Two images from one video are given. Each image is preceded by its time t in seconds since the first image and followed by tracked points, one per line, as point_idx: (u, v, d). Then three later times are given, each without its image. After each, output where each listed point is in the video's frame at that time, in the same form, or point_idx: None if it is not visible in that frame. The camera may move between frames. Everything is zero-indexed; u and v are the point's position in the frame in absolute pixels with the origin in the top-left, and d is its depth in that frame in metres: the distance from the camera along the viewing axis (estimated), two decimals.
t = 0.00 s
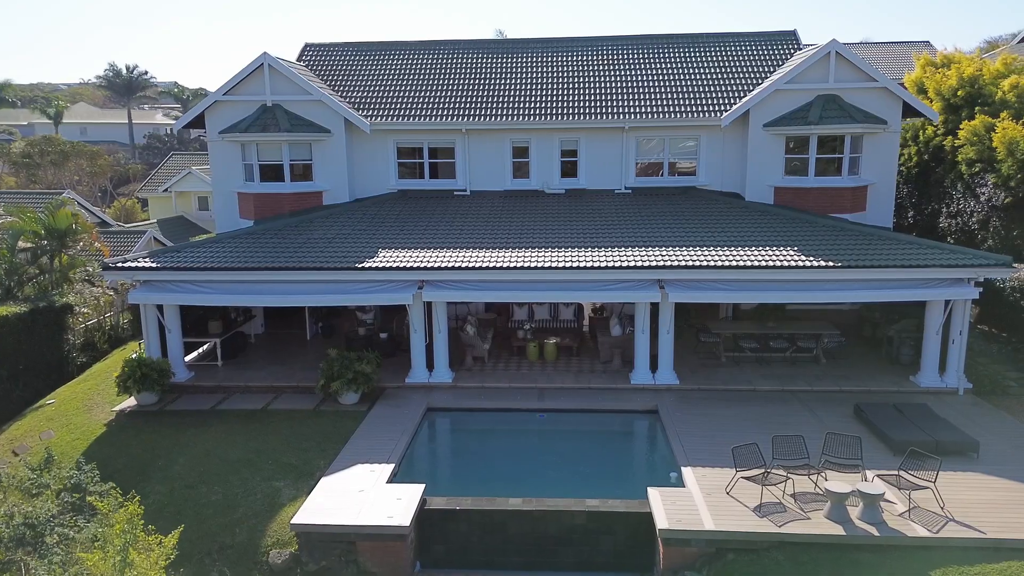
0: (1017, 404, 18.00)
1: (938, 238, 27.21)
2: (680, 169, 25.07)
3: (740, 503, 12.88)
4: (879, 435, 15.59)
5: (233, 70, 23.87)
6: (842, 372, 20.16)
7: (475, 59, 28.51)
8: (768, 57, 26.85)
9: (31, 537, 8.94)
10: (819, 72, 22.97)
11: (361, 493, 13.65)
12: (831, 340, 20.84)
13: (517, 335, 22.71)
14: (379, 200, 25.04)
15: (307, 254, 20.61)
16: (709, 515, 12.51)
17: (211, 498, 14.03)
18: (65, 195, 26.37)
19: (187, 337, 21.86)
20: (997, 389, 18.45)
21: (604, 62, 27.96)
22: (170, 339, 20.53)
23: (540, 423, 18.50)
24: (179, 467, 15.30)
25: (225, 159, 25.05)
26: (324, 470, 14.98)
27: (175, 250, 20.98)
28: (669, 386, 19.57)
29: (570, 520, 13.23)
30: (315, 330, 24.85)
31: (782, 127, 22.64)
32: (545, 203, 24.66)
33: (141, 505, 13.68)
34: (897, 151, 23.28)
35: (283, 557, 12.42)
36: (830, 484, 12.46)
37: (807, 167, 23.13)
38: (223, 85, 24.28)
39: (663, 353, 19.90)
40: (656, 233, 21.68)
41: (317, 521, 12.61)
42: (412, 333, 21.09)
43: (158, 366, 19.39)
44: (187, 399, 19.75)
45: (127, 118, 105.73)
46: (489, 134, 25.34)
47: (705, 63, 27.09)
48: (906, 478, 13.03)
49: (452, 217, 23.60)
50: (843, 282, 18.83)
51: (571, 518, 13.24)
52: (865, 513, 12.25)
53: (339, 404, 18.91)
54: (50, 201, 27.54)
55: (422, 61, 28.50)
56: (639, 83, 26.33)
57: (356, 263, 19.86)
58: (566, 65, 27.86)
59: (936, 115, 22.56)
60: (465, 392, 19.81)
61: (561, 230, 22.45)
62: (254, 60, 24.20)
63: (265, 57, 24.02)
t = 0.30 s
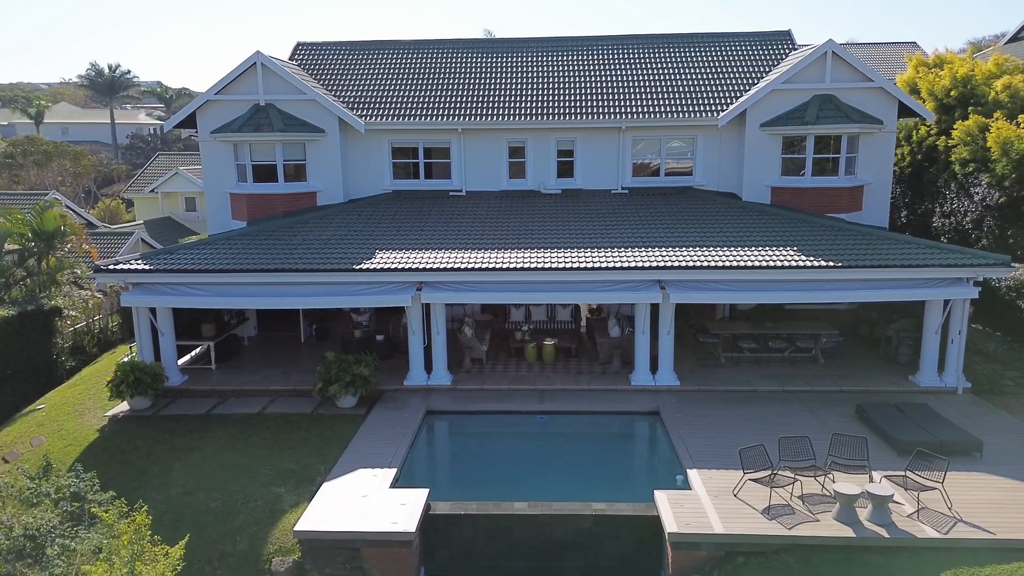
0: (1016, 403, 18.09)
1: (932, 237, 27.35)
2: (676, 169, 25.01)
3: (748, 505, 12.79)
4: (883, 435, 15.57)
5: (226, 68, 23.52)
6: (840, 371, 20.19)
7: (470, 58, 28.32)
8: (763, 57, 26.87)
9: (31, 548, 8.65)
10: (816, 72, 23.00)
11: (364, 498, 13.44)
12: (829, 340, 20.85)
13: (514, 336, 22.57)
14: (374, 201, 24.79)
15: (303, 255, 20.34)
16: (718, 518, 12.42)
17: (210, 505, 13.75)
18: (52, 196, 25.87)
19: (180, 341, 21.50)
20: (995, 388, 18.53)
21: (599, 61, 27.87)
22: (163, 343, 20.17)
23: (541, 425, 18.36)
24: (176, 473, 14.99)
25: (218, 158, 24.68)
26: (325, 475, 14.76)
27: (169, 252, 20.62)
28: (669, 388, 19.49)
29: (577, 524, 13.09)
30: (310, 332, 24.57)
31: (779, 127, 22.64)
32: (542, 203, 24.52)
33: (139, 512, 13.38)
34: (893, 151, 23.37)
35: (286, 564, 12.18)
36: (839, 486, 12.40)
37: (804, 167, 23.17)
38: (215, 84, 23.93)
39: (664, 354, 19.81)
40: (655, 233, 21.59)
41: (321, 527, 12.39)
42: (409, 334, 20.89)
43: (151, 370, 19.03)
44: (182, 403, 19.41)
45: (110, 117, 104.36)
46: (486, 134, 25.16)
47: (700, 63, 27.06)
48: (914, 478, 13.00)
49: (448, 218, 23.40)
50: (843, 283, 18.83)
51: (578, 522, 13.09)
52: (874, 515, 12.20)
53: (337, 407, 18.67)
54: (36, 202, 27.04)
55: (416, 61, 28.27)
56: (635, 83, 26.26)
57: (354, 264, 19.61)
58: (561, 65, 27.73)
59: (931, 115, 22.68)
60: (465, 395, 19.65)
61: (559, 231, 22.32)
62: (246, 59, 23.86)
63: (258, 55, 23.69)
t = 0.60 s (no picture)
0: (1015, 402, 18.16)
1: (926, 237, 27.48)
2: (673, 169, 24.97)
3: (757, 508, 12.71)
4: (886, 435, 15.56)
5: (219, 67, 23.18)
6: (840, 371, 20.21)
7: (465, 58, 28.13)
8: (759, 57, 26.88)
9: (32, 561, 8.41)
10: (813, 72, 23.03)
11: (368, 504, 13.23)
12: (829, 340, 20.85)
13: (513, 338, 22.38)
14: (370, 201, 24.55)
15: (300, 257, 20.06)
16: (727, 521, 12.32)
17: (210, 512, 13.48)
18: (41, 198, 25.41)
19: (174, 344, 21.14)
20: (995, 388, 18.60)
21: (595, 61, 27.76)
22: (158, 347, 19.82)
23: (543, 425, 18.26)
24: (174, 480, 14.72)
25: (210, 158, 24.31)
26: (327, 481, 14.53)
27: (162, 254, 20.26)
28: (670, 388, 19.42)
29: (584, 527, 12.96)
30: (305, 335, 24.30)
31: (777, 127, 22.65)
32: (539, 204, 24.39)
33: (136, 520, 13.08)
34: (889, 151, 23.44)
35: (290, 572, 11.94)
36: (849, 488, 12.34)
37: (801, 167, 23.19)
38: (208, 83, 23.59)
39: (666, 355, 19.73)
40: (655, 233, 21.50)
41: (326, 534, 12.16)
42: (407, 336, 20.68)
43: (146, 375, 18.67)
44: (176, 408, 19.07)
45: (93, 117, 103.05)
46: (482, 134, 24.98)
47: (697, 62, 27.02)
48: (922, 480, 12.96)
49: (446, 218, 23.21)
50: (844, 283, 18.82)
51: (586, 526, 12.96)
52: (884, 516, 12.15)
53: (336, 411, 18.44)
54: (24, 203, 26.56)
55: (411, 60, 28.01)
56: (632, 82, 26.17)
57: (353, 265, 19.36)
58: (557, 65, 27.60)
59: (927, 115, 22.77)
60: (465, 397, 19.47)
61: (558, 231, 22.19)
62: (240, 58, 23.54)
63: (252, 54, 23.39)
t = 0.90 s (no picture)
0: (1014, 401, 18.24)
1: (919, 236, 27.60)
2: (670, 169, 24.92)
3: (766, 510, 12.62)
4: (889, 435, 15.56)
5: (212, 65, 22.83)
6: (839, 371, 20.21)
7: (460, 57, 27.94)
8: (755, 57, 26.90)
9: (34, 573, 8.13)
10: (810, 72, 23.04)
11: (372, 510, 13.02)
12: (828, 340, 20.86)
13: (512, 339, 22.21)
14: (366, 202, 24.31)
15: (298, 259, 19.78)
16: (736, 524, 12.22)
17: (210, 520, 13.21)
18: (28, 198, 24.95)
19: (168, 348, 20.79)
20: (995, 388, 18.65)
21: (591, 61, 27.67)
22: (151, 351, 19.48)
23: (544, 427, 18.12)
24: (172, 487, 14.42)
25: (203, 158, 23.96)
26: (328, 486, 14.30)
27: (155, 256, 19.91)
28: (671, 390, 19.35)
29: (592, 531, 12.84)
30: (300, 337, 24.02)
31: (775, 127, 22.65)
32: (537, 204, 24.26)
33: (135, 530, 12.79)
34: (886, 151, 23.51)
35: None
36: (858, 489, 12.28)
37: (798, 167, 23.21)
38: (200, 82, 23.24)
39: (667, 357, 19.61)
40: (654, 233, 21.41)
41: (332, 540, 11.96)
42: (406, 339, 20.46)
43: (140, 379, 18.32)
44: (171, 412, 18.74)
45: (77, 117, 101.80)
46: (479, 134, 24.80)
47: (692, 62, 26.99)
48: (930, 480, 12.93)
49: (444, 219, 23.02)
50: (845, 284, 18.81)
51: (594, 530, 12.82)
52: (893, 517, 12.11)
53: (334, 415, 18.19)
54: (11, 205, 26.10)
55: (406, 59, 27.77)
56: (629, 82, 26.10)
57: (352, 267, 19.12)
58: (553, 64, 27.47)
59: (923, 115, 22.86)
60: (465, 400, 19.29)
61: (557, 231, 22.06)
62: (233, 56, 23.19)
63: (245, 52, 23.04)
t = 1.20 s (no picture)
0: (1013, 400, 18.32)
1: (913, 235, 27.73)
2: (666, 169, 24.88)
3: (776, 512, 12.54)
4: (893, 435, 15.55)
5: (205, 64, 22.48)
6: (839, 371, 20.21)
7: (456, 57, 27.73)
8: (751, 57, 26.91)
9: None
10: (808, 72, 23.06)
11: (377, 515, 12.82)
12: (827, 340, 20.86)
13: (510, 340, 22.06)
14: (362, 203, 24.07)
15: (295, 260, 19.51)
16: (747, 526, 12.13)
17: (211, 527, 12.94)
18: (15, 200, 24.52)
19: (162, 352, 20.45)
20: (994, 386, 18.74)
21: (587, 60, 27.56)
22: (145, 354, 19.15)
23: (546, 429, 17.98)
24: (170, 494, 14.14)
25: (196, 158, 23.61)
26: (331, 492, 14.08)
27: (149, 258, 19.57)
28: (672, 391, 19.27)
29: (600, 535, 12.72)
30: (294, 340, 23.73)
31: (772, 127, 22.64)
32: (534, 204, 24.13)
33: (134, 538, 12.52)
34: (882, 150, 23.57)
35: None
36: (868, 490, 12.24)
37: (796, 167, 23.22)
38: (193, 80, 22.89)
39: (669, 358, 19.53)
40: (654, 233, 21.33)
41: (338, 547, 11.77)
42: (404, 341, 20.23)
43: (134, 384, 17.99)
44: (166, 417, 18.42)
45: (60, 116, 100.43)
46: (476, 134, 24.63)
47: (688, 61, 26.97)
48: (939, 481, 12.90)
49: (441, 219, 22.83)
50: (847, 283, 18.81)
51: (602, 533, 12.69)
52: (902, 518, 12.08)
53: (333, 418, 17.95)
54: None
55: (401, 58, 27.54)
56: (625, 81, 26.03)
57: (351, 268, 18.88)
58: (549, 64, 27.35)
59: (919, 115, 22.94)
60: (465, 402, 19.10)
61: (555, 231, 21.94)
62: (226, 55, 22.86)
63: (239, 51, 22.71)
